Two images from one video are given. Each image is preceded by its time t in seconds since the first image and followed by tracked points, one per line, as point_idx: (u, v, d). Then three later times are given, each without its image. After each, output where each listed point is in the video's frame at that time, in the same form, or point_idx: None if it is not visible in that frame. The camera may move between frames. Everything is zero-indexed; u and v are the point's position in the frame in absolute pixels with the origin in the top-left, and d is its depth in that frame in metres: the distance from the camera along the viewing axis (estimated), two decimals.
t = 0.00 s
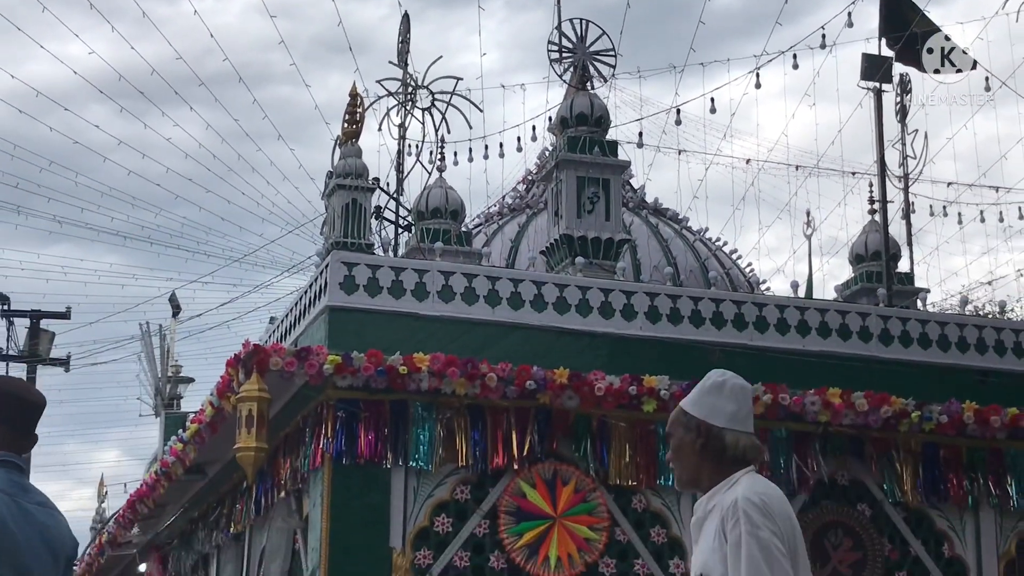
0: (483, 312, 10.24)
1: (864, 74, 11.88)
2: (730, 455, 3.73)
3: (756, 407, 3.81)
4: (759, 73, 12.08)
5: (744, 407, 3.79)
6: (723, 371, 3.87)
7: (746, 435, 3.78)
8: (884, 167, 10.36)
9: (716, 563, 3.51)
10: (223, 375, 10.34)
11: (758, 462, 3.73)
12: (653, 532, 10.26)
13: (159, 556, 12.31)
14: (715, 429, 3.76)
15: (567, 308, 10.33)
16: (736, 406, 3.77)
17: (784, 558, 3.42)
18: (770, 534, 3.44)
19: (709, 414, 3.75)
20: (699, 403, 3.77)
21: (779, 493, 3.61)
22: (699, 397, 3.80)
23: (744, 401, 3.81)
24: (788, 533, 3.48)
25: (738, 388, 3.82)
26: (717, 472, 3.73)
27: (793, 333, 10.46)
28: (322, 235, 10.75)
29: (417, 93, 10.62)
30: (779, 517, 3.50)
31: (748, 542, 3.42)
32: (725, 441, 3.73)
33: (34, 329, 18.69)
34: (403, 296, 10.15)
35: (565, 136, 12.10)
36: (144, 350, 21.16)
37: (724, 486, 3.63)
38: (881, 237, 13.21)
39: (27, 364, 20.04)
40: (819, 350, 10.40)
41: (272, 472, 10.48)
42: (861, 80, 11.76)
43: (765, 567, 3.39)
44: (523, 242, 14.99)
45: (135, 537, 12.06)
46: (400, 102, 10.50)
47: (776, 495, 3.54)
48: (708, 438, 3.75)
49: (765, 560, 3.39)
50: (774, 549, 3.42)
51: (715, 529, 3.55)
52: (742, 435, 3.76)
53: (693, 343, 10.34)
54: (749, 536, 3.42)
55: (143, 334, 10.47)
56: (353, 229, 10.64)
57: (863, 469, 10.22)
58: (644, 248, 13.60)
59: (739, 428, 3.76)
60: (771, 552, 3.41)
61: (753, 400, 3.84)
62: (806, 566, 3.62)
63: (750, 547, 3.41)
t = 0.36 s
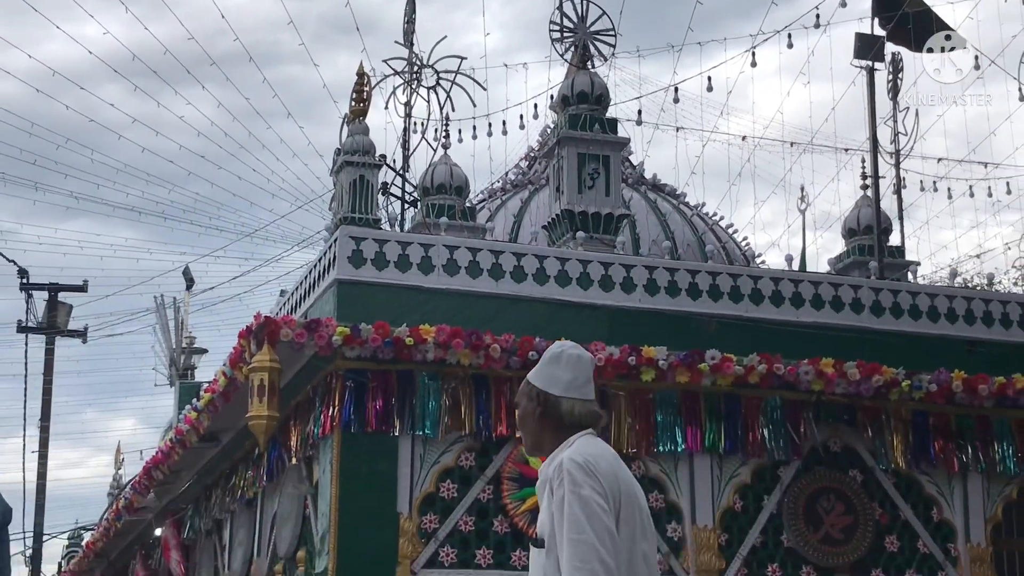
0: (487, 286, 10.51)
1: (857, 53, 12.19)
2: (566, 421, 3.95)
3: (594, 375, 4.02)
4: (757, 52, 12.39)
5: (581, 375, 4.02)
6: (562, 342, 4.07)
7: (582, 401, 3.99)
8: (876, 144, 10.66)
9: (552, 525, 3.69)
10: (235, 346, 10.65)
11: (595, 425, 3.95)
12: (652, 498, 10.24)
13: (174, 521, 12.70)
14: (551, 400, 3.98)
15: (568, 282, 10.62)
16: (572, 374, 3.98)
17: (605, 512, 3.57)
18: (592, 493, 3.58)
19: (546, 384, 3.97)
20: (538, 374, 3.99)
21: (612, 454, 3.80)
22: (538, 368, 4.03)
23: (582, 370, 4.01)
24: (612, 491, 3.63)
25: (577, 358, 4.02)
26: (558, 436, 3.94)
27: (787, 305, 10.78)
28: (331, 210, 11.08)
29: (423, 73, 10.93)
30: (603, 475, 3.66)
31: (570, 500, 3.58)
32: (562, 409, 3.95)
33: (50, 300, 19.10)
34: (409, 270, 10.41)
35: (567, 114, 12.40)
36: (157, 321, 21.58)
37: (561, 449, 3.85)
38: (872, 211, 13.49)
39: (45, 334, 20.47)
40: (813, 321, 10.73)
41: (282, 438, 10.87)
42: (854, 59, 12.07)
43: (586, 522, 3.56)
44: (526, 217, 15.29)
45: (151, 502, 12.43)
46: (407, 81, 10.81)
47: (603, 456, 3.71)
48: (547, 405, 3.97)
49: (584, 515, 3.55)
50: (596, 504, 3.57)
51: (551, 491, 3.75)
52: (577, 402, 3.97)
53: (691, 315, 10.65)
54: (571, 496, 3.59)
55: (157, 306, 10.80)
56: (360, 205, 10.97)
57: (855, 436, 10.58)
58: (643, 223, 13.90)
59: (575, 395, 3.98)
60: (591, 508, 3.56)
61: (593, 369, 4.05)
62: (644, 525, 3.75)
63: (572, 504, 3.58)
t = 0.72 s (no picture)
0: (495, 255, 10.71)
1: (856, 26, 12.45)
2: (418, 385, 4.34)
3: (446, 343, 4.38)
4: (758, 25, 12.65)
5: (435, 342, 4.38)
6: (421, 309, 4.44)
7: (434, 367, 4.37)
8: (875, 115, 10.93)
9: (401, 490, 3.94)
10: (251, 314, 10.94)
11: (444, 389, 4.33)
12: (656, 460, 10.62)
13: (193, 483, 13.07)
14: (406, 364, 4.37)
15: (575, 251, 10.84)
16: (423, 342, 4.35)
17: (449, 477, 3.84)
18: (439, 459, 3.86)
19: (401, 350, 4.34)
20: (393, 342, 4.36)
21: (461, 422, 4.08)
22: (397, 334, 4.40)
23: (435, 336, 4.37)
24: (458, 458, 3.90)
25: (430, 326, 4.38)
26: (413, 399, 4.34)
27: (787, 273, 11.06)
28: (343, 181, 11.40)
29: (432, 47, 11.21)
30: (452, 443, 3.94)
31: (419, 465, 3.85)
32: (413, 374, 4.34)
33: (72, 271, 19.47)
34: (420, 240, 10.59)
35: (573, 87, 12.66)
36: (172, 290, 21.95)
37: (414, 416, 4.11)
38: (871, 181, 13.75)
39: (67, 304, 20.89)
40: (812, 288, 11.02)
41: (298, 404, 11.18)
42: (853, 32, 12.33)
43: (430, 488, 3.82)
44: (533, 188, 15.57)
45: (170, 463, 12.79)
46: (417, 54, 11.09)
47: (453, 423, 3.99)
48: (401, 370, 4.37)
49: (431, 479, 3.81)
50: (441, 470, 3.84)
51: (401, 455, 4.02)
52: (428, 368, 4.36)
53: (694, 283, 10.92)
54: (419, 461, 3.85)
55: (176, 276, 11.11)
56: (372, 175, 11.28)
57: (854, 400, 10.89)
58: (647, 193, 14.16)
59: (427, 362, 4.35)
60: (436, 473, 3.83)
61: (446, 335, 4.40)
62: (488, 488, 4.04)
63: (419, 471, 3.84)
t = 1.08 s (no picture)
0: (504, 225, 10.97)
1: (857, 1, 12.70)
2: (290, 368, 4.54)
3: (319, 328, 4.58)
4: None
5: (309, 327, 4.59)
6: (302, 297, 4.66)
7: (307, 351, 4.57)
8: (874, 87, 11.21)
9: (266, 463, 4.22)
10: (268, 283, 11.23)
11: (315, 371, 4.53)
12: (661, 423, 10.95)
13: (212, 445, 13.42)
14: (281, 347, 4.58)
15: (582, 221, 11.10)
16: (297, 327, 4.55)
17: (308, 452, 4.11)
18: (299, 435, 4.13)
19: (276, 334, 4.57)
20: (270, 326, 4.59)
21: (329, 400, 4.34)
22: (276, 320, 4.62)
23: (310, 321, 4.58)
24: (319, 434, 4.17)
25: (305, 312, 4.58)
26: (286, 382, 4.55)
27: (789, 242, 11.35)
28: (356, 153, 11.69)
29: (443, 21, 11.49)
30: (314, 420, 4.21)
31: (280, 442, 4.12)
32: (286, 358, 4.55)
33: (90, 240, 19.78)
34: (431, 209, 10.83)
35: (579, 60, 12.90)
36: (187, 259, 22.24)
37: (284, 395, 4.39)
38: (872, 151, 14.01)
39: (88, 273, 21.27)
40: (813, 256, 11.32)
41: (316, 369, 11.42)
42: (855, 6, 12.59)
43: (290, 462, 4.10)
44: (540, 159, 15.84)
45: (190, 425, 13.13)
46: (428, 29, 11.37)
47: (317, 402, 4.26)
48: (277, 353, 4.58)
49: (290, 454, 4.09)
50: (300, 446, 4.12)
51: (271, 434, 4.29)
52: (302, 352, 4.56)
53: (699, 251, 11.22)
54: (279, 437, 4.13)
55: (194, 245, 11.43)
56: (384, 147, 11.58)
57: (853, 364, 11.20)
58: (652, 164, 14.43)
59: (300, 346, 4.56)
60: (296, 448, 4.10)
61: (321, 322, 4.60)
62: (355, 463, 4.30)
63: (281, 447, 4.11)
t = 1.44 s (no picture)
0: (511, 200, 11.29)
1: None
2: (169, 335, 4.76)
3: (196, 296, 4.77)
4: None
5: (185, 297, 4.77)
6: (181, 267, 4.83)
7: (185, 319, 4.76)
8: (872, 66, 11.50)
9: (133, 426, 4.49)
10: (281, 256, 11.58)
11: (194, 336, 4.74)
12: (662, 392, 11.28)
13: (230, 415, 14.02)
14: (160, 316, 4.78)
15: (586, 196, 11.42)
16: (173, 295, 4.74)
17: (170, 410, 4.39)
18: (160, 396, 4.40)
19: (154, 303, 4.77)
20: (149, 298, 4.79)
21: (193, 365, 4.59)
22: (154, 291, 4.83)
23: (186, 291, 4.76)
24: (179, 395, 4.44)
25: (181, 282, 4.77)
26: (167, 347, 4.77)
27: (788, 216, 11.67)
28: (367, 130, 12.02)
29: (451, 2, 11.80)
30: (176, 382, 4.47)
31: (142, 403, 4.39)
32: (165, 326, 4.75)
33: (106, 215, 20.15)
34: (440, 185, 11.15)
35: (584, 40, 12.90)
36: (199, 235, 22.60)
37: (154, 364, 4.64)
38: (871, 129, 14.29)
39: (108, 247, 21.65)
40: (812, 231, 11.63)
41: (327, 338, 11.75)
42: None
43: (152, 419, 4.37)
44: (546, 137, 16.16)
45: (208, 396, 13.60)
46: (437, 9, 11.68)
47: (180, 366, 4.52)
48: (157, 322, 4.78)
49: (152, 414, 4.36)
50: (162, 404, 4.39)
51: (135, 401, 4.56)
52: (178, 320, 4.76)
53: (700, 225, 11.54)
54: (143, 395, 4.40)
55: (211, 220, 11.82)
56: (394, 124, 11.90)
57: (850, 336, 11.53)
58: (655, 141, 14.74)
59: (178, 314, 4.75)
60: (156, 408, 4.37)
61: (198, 290, 4.79)
62: (218, 424, 4.55)
63: (143, 409, 4.38)
